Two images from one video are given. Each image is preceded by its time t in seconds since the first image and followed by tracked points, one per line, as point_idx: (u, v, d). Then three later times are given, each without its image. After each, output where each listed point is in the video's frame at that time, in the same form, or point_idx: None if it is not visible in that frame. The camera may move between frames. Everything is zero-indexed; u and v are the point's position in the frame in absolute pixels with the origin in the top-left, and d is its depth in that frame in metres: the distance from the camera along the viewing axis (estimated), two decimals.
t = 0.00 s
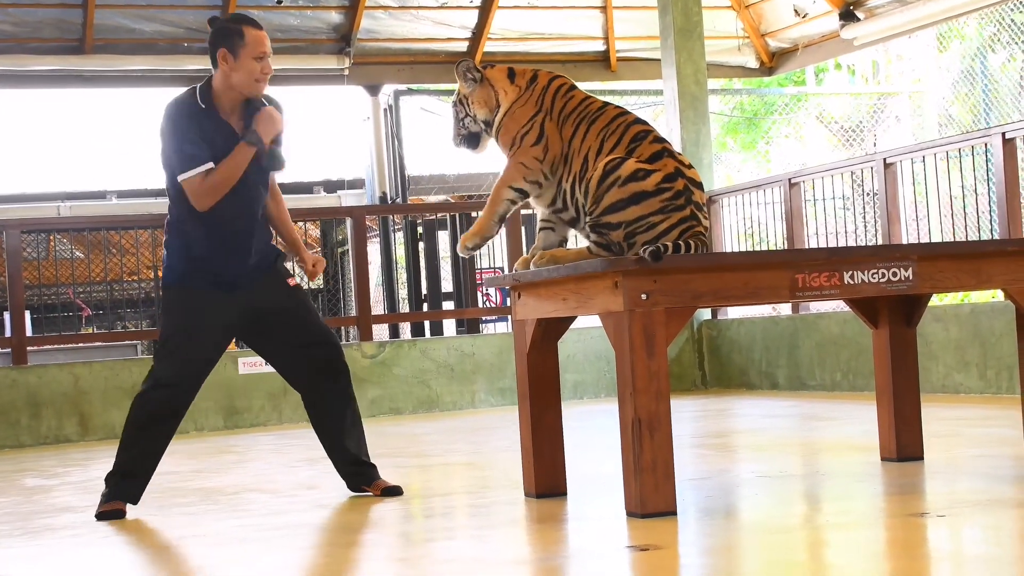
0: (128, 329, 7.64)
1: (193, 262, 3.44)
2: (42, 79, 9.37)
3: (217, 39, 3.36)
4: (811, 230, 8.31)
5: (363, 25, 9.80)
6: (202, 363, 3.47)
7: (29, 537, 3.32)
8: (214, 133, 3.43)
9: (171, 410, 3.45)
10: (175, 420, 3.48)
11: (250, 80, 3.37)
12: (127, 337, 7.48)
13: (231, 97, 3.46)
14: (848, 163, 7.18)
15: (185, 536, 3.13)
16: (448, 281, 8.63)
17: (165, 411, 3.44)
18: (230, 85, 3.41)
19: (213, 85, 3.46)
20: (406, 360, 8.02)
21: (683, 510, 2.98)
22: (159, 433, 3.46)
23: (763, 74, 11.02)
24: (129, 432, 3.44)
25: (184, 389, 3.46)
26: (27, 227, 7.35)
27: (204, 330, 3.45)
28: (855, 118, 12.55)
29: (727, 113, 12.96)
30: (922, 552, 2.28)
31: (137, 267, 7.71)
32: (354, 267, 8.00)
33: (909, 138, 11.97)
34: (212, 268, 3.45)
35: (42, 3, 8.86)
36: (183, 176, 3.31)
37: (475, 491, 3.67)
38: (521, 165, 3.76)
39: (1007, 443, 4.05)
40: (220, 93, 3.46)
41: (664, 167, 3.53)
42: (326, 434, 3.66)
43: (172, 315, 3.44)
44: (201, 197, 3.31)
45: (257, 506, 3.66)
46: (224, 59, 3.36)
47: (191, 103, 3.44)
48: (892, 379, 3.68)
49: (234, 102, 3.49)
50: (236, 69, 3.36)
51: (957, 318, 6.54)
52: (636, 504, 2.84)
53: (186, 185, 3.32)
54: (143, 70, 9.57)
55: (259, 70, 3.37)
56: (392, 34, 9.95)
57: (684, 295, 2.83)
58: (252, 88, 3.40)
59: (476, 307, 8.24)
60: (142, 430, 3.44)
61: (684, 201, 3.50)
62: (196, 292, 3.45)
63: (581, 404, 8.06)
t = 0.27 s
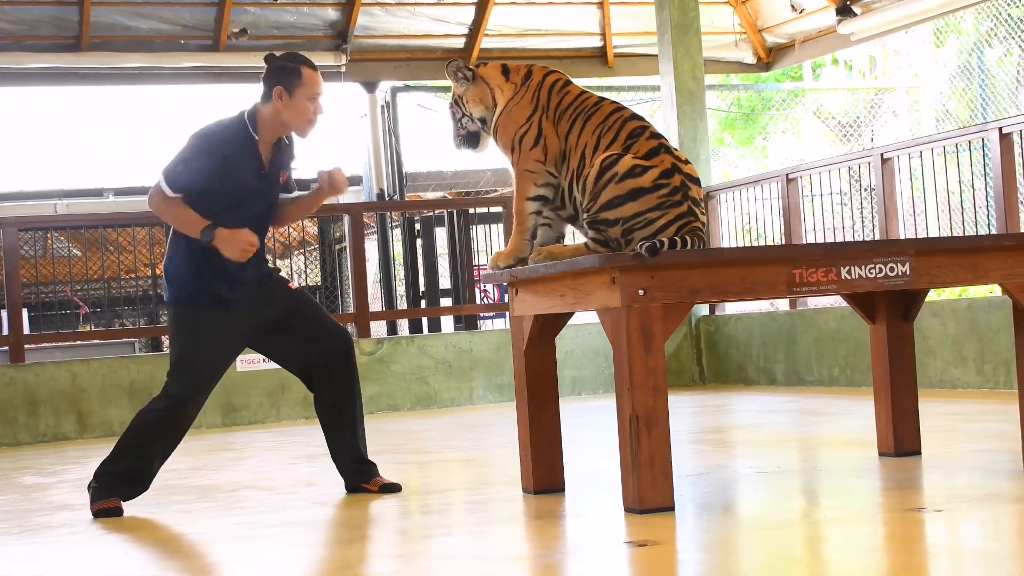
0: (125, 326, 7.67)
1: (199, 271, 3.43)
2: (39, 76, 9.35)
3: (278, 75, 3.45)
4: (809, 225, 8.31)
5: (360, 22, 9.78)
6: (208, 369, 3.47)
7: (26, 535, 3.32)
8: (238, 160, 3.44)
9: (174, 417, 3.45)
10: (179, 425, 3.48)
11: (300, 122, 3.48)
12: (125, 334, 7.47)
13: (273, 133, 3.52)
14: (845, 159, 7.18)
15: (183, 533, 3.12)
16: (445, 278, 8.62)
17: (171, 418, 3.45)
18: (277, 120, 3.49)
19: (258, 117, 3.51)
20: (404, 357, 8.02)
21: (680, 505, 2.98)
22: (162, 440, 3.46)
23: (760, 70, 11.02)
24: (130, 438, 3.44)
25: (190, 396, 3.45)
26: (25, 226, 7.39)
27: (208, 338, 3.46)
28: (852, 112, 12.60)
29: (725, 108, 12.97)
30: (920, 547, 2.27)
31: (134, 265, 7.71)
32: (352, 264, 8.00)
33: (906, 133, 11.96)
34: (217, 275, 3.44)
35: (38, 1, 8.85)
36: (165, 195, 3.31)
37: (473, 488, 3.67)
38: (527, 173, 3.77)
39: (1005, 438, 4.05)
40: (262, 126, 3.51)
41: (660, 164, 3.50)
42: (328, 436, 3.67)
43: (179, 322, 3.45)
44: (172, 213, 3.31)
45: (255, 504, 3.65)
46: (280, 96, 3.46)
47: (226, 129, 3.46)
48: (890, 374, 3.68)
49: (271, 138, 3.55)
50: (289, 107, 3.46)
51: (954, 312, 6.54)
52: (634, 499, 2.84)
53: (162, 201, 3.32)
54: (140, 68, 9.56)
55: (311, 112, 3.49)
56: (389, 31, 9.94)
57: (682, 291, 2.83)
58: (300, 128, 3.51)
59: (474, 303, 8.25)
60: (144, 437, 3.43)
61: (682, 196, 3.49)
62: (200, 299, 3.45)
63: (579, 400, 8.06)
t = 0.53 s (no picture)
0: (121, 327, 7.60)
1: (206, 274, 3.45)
2: (36, 76, 9.34)
3: (260, 74, 3.42)
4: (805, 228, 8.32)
5: (358, 22, 9.78)
6: (211, 370, 3.46)
7: (20, 536, 3.31)
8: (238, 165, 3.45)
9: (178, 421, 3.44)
10: (180, 429, 3.48)
11: (289, 116, 3.45)
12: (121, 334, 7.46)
13: (265, 133, 3.49)
14: (842, 162, 7.18)
15: (177, 535, 3.12)
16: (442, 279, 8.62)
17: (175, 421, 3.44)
18: (265, 121, 3.45)
19: (246, 119, 3.47)
20: (400, 359, 8.02)
21: (676, 510, 2.98)
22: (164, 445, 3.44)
23: (758, 72, 11.02)
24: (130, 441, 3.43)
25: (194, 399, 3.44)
26: (21, 226, 7.45)
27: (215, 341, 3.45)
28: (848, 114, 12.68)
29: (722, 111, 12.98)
30: (915, 553, 2.28)
31: (130, 264, 7.70)
32: (348, 266, 8.00)
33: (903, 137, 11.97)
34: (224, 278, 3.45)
35: (36, 0, 8.84)
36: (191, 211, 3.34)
37: (468, 491, 3.66)
38: (516, 179, 3.76)
39: (1000, 443, 4.06)
40: (252, 127, 3.47)
41: (658, 166, 3.54)
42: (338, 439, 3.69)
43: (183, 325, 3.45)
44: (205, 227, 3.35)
45: (249, 506, 3.65)
46: (264, 95, 3.42)
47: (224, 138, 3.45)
48: (886, 378, 3.68)
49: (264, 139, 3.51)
50: (276, 105, 3.43)
51: (950, 317, 6.55)
52: (629, 504, 2.84)
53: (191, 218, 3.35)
54: (137, 67, 9.55)
55: (298, 107, 3.46)
56: (387, 32, 9.94)
57: (678, 295, 2.83)
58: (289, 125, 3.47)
59: (471, 306, 8.24)
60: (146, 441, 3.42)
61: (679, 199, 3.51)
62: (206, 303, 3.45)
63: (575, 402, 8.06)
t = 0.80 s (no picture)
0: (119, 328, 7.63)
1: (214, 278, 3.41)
2: (35, 77, 9.34)
3: (289, 72, 3.45)
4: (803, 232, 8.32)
5: (357, 25, 9.78)
6: (220, 372, 3.44)
7: (17, 536, 3.30)
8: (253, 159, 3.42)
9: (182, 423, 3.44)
10: (184, 431, 3.48)
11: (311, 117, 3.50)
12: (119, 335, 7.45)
13: (287, 130, 3.53)
14: (840, 167, 7.18)
15: (175, 536, 3.11)
16: (440, 282, 8.62)
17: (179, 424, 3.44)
18: (288, 118, 3.49)
19: (269, 116, 3.50)
20: (398, 361, 8.02)
21: (673, 513, 2.98)
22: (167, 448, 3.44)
23: (757, 77, 11.03)
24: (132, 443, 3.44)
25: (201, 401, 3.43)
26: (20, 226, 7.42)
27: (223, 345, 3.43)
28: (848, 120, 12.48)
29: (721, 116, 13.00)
30: (913, 558, 2.28)
31: (128, 266, 7.69)
32: (347, 268, 8.00)
33: (901, 142, 11.99)
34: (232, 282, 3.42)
35: (35, 2, 8.84)
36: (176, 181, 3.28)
37: (466, 493, 3.66)
38: (509, 180, 3.72)
39: (998, 448, 4.06)
40: (275, 124, 3.51)
41: (659, 170, 3.56)
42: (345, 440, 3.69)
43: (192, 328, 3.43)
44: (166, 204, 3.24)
45: (247, 507, 3.64)
46: (289, 93, 3.46)
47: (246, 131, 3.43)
48: (884, 382, 3.68)
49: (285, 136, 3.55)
50: (299, 104, 3.48)
51: (948, 322, 6.55)
52: (627, 507, 2.84)
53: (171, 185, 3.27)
54: (137, 69, 9.54)
55: (321, 106, 3.50)
56: (386, 35, 9.94)
57: (677, 298, 2.83)
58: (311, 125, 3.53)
59: (468, 308, 8.23)
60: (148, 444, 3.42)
61: (679, 204, 3.53)
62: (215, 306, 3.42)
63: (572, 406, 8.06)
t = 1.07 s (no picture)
0: (118, 324, 7.66)
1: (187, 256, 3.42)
2: (36, 73, 9.34)
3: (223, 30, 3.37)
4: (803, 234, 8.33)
5: (358, 23, 9.78)
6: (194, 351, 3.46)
7: (15, 532, 3.30)
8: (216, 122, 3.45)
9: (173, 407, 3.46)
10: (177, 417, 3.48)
11: (254, 71, 3.38)
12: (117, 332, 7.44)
13: (238, 90, 3.47)
14: (840, 169, 7.19)
15: (174, 533, 3.11)
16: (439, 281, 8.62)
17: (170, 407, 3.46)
18: (232, 77, 3.41)
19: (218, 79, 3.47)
20: (397, 360, 8.02)
21: (672, 514, 2.99)
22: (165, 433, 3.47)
23: (757, 78, 11.03)
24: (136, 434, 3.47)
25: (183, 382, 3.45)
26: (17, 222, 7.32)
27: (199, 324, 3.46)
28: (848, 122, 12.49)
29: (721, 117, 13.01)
30: (911, 560, 2.28)
31: (127, 263, 7.69)
32: (346, 266, 7.99)
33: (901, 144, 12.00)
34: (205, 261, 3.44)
35: None
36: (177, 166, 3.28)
37: (464, 493, 3.66)
38: (510, 179, 3.73)
39: (996, 451, 4.06)
40: (224, 85, 3.46)
41: (664, 170, 3.56)
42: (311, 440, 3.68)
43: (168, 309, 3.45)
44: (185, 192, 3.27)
45: (245, 505, 3.64)
46: (227, 51, 3.38)
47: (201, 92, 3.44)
48: (883, 384, 3.68)
49: (240, 96, 3.50)
50: (239, 58, 3.37)
51: (947, 324, 6.55)
52: (625, 507, 2.84)
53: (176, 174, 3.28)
54: (138, 66, 9.54)
55: (260, 60, 3.37)
56: (388, 33, 9.94)
57: (676, 299, 2.83)
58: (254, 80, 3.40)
59: (468, 307, 8.23)
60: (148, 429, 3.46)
61: (683, 205, 3.53)
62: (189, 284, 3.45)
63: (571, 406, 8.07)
